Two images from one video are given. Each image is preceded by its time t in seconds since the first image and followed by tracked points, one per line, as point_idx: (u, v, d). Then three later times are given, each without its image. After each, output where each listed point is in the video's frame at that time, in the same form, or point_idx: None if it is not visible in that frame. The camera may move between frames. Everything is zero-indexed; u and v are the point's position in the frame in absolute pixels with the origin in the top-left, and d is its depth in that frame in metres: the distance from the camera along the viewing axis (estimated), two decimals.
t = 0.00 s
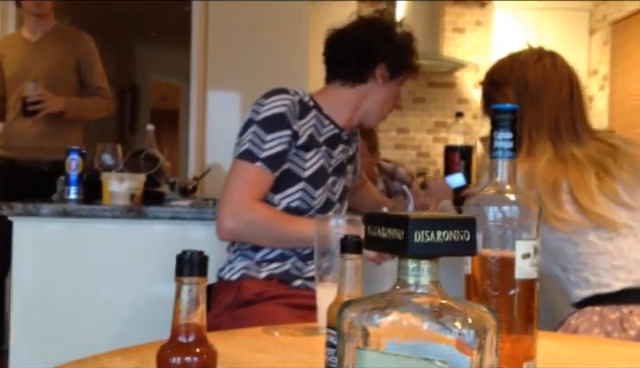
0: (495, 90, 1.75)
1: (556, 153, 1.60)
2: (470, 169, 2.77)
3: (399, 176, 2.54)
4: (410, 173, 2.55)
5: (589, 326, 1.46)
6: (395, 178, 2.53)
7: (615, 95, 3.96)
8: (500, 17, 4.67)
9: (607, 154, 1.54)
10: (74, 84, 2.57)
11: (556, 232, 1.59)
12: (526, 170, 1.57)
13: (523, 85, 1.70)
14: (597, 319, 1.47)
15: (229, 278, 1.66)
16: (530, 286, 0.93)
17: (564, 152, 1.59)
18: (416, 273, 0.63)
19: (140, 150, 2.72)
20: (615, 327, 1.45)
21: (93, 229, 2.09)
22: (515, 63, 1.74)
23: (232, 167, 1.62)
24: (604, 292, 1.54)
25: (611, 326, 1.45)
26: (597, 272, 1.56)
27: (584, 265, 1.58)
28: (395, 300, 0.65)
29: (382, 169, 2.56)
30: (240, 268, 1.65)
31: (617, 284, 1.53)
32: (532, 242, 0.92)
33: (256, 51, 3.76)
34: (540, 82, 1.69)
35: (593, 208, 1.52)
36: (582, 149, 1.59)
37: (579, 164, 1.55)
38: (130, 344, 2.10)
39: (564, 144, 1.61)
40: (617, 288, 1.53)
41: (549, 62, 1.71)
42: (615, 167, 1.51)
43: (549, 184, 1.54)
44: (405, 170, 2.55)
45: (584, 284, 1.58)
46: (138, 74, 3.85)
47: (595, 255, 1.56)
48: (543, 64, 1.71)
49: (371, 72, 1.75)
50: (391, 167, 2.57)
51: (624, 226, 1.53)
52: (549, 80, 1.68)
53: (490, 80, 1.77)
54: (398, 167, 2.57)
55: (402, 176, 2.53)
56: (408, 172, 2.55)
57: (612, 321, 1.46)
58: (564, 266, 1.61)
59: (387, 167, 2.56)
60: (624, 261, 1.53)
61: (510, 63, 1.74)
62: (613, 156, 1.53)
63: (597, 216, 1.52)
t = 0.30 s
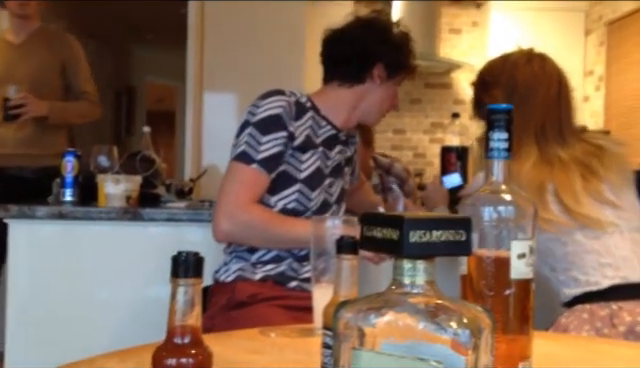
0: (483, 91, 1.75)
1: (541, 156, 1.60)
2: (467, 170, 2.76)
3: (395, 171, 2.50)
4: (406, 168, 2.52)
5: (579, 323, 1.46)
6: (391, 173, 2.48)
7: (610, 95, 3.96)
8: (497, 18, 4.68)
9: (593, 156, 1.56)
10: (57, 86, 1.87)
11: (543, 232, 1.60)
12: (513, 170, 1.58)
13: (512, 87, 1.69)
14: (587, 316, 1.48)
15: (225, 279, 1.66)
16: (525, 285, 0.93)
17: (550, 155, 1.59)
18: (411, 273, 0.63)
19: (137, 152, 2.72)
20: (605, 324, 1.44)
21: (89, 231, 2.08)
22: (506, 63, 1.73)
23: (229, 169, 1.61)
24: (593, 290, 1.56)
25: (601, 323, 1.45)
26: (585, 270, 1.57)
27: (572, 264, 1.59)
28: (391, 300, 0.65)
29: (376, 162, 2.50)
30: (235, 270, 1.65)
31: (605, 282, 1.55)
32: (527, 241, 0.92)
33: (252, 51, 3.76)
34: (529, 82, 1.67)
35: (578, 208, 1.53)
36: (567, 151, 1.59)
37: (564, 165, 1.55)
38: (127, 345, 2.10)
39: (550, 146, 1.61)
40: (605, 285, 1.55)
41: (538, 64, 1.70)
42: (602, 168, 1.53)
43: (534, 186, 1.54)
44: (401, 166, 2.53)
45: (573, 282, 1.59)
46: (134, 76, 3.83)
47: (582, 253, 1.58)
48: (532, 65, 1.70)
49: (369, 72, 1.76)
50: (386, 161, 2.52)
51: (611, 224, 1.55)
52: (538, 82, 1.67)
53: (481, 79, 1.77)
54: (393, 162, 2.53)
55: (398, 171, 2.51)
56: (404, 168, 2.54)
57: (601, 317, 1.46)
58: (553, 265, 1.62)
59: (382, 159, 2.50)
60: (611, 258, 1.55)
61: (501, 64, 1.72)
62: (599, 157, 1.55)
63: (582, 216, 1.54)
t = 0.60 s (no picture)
0: (462, 97, 1.72)
1: (522, 158, 1.58)
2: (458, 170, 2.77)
3: (385, 163, 2.53)
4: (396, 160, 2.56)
5: (568, 323, 1.49)
6: (381, 164, 2.52)
7: (602, 98, 3.98)
8: (488, 21, 4.70)
9: (574, 157, 1.57)
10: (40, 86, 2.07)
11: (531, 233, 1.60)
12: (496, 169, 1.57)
13: (489, 96, 1.67)
14: (575, 316, 1.50)
15: (216, 281, 1.65)
16: (516, 285, 0.93)
17: (531, 157, 1.57)
18: (402, 273, 0.63)
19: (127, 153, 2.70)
20: (593, 323, 1.48)
21: (81, 233, 2.07)
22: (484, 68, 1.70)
23: (223, 172, 1.61)
24: (580, 290, 1.56)
25: (589, 322, 1.48)
26: (572, 271, 1.57)
27: (558, 265, 1.58)
28: (382, 301, 0.65)
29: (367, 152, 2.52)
30: (227, 271, 1.65)
31: (592, 282, 1.55)
32: (518, 241, 0.93)
33: (244, 53, 3.76)
34: (505, 86, 1.66)
35: (562, 209, 1.53)
36: (547, 152, 1.58)
37: (546, 168, 1.54)
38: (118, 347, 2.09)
39: (530, 147, 1.59)
40: (593, 285, 1.55)
41: (515, 67, 1.67)
42: (583, 170, 1.55)
43: (519, 187, 1.53)
44: (391, 158, 2.56)
45: (560, 283, 1.58)
46: (124, 77, 3.78)
47: (568, 254, 1.57)
48: (506, 70, 1.68)
49: (362, 74, 1.76)
50: (378, 151, 2.53)
51: (595, 224, 1.56)
52: (513, 88, 1.66)
53: (460, 85, 1.74)
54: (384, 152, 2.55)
55: (388, 163, 2.54)
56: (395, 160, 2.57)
57: (589, 316, 1.49)
58: (539, 268, 1.61)
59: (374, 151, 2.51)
60: (597, 258, 1.55)
61: (479, 68, 1.70)
62: (581, 159, 1.56)
63: (567, 217, 1.54)
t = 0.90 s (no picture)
0: (451, 100, 1.72)
1: (508, 157, 1.56)
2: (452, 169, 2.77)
3: (377, 150, 2.55)
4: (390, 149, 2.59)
5: (560, 324, 1.49)
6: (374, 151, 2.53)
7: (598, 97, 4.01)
8: (482, 21, 4.67)
9: (561, 157, 1.55)
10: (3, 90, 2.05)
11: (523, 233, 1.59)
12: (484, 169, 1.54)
13: (474, 98, 1.66)
14: (567, 317, 1.51)
15: (211, 280, 1.65)
16: (510, 284, 0.93)
17: (517, 156, 1.55)
18: (397, 272, 0.64)
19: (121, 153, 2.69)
20: (585, 323, 1.50)
21: (76, 233, 2.07)
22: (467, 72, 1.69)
23: (220, 172, 1.61)
24: (572, 291, 1.56)
25: (582, 322, 1.50)
26: (564, 272, 1.57)
27: (549, 267, 1.58)
28: (377, 300, 0.65)
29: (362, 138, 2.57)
30: (222, 271, 1.65)
31: (584, 282, 1.55)
32: (512, 241, 0.93)
33: (238, 51, 3.75)
34: (489, 90, 1.65)
35: (550, 208, 1.51)
36: (534, 152, 1.56)
37: (533, 167, 1.53)
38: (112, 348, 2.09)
39: (517, 147, 1.57)
40: (585, 285, 1.55)
41: (499, 69, 1.66)
42: (570, 170, 1.53)
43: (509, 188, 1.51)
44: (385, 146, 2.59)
45: (551, 284, 1.58)
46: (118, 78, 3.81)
47: (560, 256, 1.56)
48: (492, 72, 1.66)
49: (359, 74, 1.76)
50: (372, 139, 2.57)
51: (584, 224, 1.55)
52: (498, 89, 1.64)
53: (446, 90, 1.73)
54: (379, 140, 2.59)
55: (381, 151, 2.55)
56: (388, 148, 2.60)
57: (582, 317, 1.50)
58: (531, 270, 1.60)
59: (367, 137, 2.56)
60: (589, 258, 1.55)
61: (464, 70, 1.69)
62: (567, 159, 1.55)
63: (556, 217, 1.52)
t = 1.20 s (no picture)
0: (437, 102, 1.72)
1: (495, 159, 1.56)
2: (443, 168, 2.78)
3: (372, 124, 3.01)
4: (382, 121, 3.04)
5: (552, 325, 1.50)
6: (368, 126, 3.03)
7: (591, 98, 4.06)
8: (474, 21, 4.60)
9: (548, 158, 1.56)
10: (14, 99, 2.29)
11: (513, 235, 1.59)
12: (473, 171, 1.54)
13: (462, 99, 1.65)
14: (559, 318, 1.52)
15: (203, 280, 1.65)
16: (502, 285, 0.93)
17: (504, 157, 1.55)
18: (390, 273, 0.64)
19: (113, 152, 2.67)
20: (577, 324, 1.51)
21: (67, 232, 2.06)
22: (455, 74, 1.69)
23: (212, 172, 1.60)
24: (562, 293, 1.56)
25: (573, 323, 1.51)
26: (554, 274, 1.56)
27: (539, 269, 1.57)
28: (369, 301, 0.65)
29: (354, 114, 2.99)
30: (214, 271, 1.65)
31: (574, 283, 1.55)
32: (505, 241, 0.93)
33: (232, 50, 3.75)
34: (476, 92, 1.64)
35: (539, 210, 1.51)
36: (521, 152, 1.56)
37: (519, 168, 1.52)
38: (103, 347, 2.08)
39: (504, 149, 1.56)
40: (575, 286, 1.55)
41: (485, 72, 1.66)
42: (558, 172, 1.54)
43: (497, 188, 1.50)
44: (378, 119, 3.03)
45: (542, 285, 1.58)
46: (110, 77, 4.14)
47: (550, 258, 1.56)
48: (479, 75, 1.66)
49: (351, 75, 1.75)
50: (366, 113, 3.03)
51: (574, 226, 1.56)
52: (486, 91, 1.64)
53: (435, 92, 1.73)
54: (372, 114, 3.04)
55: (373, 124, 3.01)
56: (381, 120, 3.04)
57: (573, 318, 1.52)
58: (521, 273, 1.59)
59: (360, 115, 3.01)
60: (579, 259, 1.55)
61: (451, 72, 1.69)
62: (555, 160, 1.55)
63: (544, 218, 1.52)
